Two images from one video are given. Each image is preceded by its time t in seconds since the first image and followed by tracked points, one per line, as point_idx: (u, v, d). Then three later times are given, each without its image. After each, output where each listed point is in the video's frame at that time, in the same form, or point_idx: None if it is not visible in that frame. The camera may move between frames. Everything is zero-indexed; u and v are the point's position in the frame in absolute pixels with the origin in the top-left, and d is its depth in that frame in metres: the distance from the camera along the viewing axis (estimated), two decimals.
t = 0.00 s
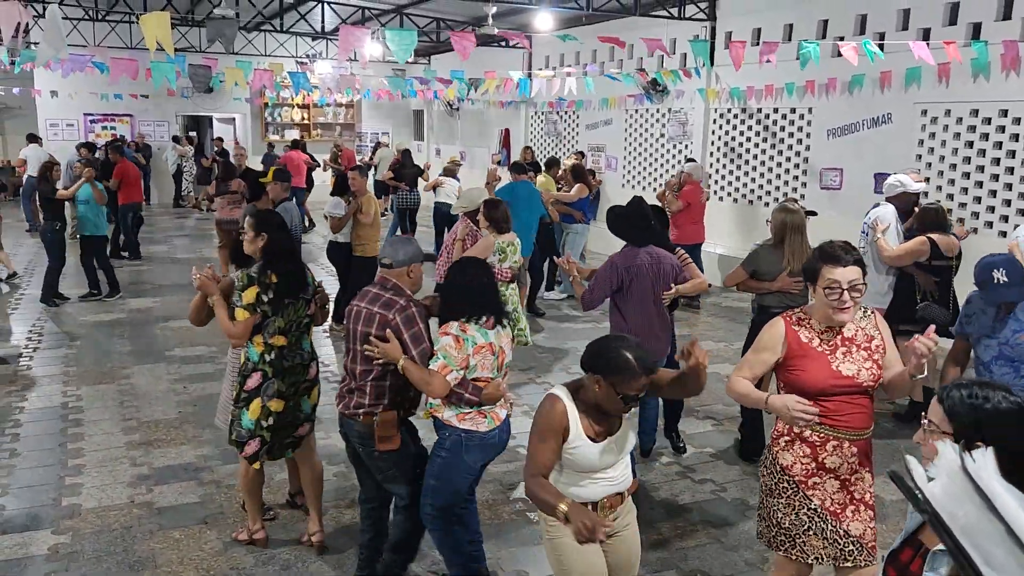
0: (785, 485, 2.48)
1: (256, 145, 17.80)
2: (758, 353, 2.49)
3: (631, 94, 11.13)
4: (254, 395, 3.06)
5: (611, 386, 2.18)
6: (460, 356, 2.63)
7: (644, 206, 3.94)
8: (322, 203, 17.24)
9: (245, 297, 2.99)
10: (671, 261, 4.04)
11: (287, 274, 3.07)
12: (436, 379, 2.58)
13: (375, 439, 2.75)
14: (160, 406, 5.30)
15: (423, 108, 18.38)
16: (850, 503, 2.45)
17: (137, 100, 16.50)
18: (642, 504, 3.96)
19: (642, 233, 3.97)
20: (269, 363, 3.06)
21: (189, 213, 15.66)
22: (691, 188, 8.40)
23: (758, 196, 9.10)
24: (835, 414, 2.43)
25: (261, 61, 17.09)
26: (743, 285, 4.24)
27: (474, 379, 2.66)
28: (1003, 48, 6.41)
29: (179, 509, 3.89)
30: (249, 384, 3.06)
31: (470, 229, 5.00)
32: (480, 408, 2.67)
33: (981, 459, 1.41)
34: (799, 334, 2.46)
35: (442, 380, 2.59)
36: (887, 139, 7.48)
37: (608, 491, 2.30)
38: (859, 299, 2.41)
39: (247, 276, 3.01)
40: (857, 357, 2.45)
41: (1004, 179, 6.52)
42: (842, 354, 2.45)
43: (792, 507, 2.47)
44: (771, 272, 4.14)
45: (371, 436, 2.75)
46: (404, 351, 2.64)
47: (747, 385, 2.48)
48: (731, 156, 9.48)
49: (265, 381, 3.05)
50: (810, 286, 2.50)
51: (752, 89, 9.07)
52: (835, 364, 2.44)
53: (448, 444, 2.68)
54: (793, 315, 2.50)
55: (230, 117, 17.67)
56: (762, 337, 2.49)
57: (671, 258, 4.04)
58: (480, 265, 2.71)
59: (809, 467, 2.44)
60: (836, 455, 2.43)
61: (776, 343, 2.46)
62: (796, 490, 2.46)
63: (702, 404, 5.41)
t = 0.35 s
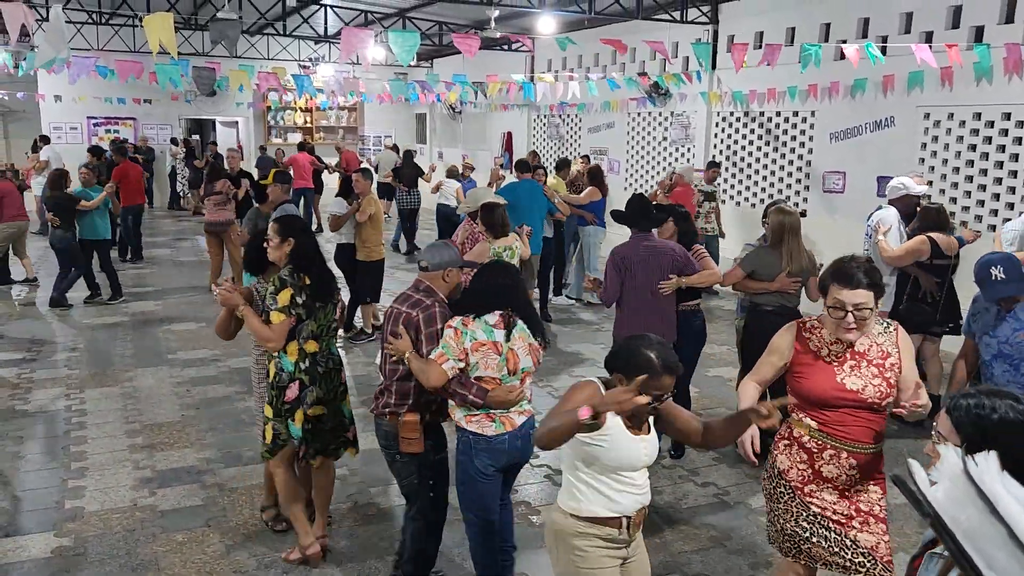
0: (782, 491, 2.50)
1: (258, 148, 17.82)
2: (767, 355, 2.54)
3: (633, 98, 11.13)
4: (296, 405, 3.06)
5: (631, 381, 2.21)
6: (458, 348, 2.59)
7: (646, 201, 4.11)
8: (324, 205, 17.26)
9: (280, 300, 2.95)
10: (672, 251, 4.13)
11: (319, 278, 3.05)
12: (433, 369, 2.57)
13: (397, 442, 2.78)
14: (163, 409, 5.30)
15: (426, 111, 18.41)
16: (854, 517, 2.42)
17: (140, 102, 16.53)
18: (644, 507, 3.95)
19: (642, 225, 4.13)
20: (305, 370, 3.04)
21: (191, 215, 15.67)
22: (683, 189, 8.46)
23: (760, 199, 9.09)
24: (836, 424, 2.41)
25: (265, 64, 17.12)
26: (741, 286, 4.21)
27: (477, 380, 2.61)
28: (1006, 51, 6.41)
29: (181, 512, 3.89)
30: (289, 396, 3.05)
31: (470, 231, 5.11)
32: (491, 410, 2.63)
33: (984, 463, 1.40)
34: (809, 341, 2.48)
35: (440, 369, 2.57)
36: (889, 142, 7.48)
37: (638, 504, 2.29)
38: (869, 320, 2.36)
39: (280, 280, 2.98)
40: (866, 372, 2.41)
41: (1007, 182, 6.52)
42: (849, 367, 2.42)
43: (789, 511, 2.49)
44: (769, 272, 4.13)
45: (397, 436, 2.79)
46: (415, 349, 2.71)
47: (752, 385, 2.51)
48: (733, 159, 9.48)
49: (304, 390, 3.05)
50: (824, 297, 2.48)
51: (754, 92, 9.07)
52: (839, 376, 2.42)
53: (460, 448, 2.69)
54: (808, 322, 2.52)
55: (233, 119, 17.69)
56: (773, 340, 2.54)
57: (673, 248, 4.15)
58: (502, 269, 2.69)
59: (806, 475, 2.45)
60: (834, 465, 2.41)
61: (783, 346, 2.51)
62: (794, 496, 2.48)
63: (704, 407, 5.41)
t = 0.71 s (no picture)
0: (810, 496, 2.47)
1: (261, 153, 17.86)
2: (813, 359, 2.51)
3: (635, 102, 11.14)
4: (321, 409, 3.02)
5: (651, 398, 2.18)
6: (484, 360, 2.59)
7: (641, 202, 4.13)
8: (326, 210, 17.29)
9: (305, 306, 2.93)
10: (664, 253, 4.20)
11: (341, 282, 3.06)
12: (463, 384, 2.55)
13: (426, 439, 2.80)
14: (165, 413, 5.31)
15: (428, 115, 18.45)
16: (883, 529, 2.35)
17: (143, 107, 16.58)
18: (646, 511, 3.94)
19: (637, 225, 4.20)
20: (330, 374, 3.02)
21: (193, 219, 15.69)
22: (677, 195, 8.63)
23: (762, 203, 9.09)
24: (870, 435, 2.36)
25: (267, 69, 17.17)
26: (741, 286, 4.23)
27: (505, 387, 2.63)
28: (1007, 55, 6.41)
29: (184, 515, 3.89)
30: (313, 400, 3.01)
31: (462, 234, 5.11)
32: (517, 410, 2.67)
33: (987, 466, 1.38)
34: (857, 349, 2.41)
35: (471, 383, 2.56)
36: (891, 146, 7.48)
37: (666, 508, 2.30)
38: (910, 336, 2.28)
39: (304, 285, 2.96)
40: (910, 386, 2.33)
41: (1009, 186, 6.51)
42: (893, 379, 2.35)
43: (816, 518, 2.45)
44: (767, 274, 4.16)
45: (427, 433, 2.80)
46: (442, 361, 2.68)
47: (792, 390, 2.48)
48: (735, 163, 9.48)
49: (330, 394, 3.03)
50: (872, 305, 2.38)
51: (756, 96, 9.07)
52: (881, 388, 2.35)
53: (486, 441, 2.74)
54: (859, 329, 2.44)
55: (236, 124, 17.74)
56: (821, 344, 2.50)
57: (665, 250, 4.21)
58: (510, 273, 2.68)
59: (835, 483, 2.41)
60: (865, 475, 2.36)
61: (830, 351, 2.47)
62: (820, 503, 2.44)
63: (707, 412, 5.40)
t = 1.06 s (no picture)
0: (848, 498, 2.42)
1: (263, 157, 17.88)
2: (864, 358, 2.45)
3: (637, 106, 11.15)
4: (339, 422, 3.02)
5: (658, 395, 2.15)
6: (562, 355, 2.74)
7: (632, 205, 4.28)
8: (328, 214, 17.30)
9: (326, 318, 2.91)
10: (656, 252, 4.26)
11: (357, 295, 3.03)
12: (547, 378, 2.67)
13: (473, 439, 2.68)
14: (166, 417, 5.31)
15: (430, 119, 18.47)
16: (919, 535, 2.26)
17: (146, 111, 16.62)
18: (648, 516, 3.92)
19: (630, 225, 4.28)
20: (347, 387, 3.02)
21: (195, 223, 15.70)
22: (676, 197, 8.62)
23: (763, 207, 9.08)
24: (914, 437, 2.31)
25: (269, 73, 17.21)
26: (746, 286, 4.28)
27: (569, 374, 2.80)
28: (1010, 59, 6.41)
29: (185, 519, 3.89)
30: (330, 414, 3.01)
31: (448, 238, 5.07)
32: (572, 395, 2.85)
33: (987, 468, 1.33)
34: (909, 348, 2.36)
35: (552, 380, 2.69)
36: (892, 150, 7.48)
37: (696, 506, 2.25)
38: (960, 337, 2.21)
39: (321, 296, 2.94)
40: (961, 388, 2.27)
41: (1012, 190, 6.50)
42: (942, 380, 2.29)
43: (851, 521, 2.39)
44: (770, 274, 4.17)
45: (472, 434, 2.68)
46: (505, 358, 2.66)
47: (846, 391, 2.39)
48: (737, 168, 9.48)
49: (347, 407, 3.02)
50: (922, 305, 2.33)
51: (758, 100, 9.08)
52: (930, 388, 2.30)
53: (540, 433, 2.82)
54: (911, 327, 2.40)
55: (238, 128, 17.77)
56: (872, 342, 2.45)
57: (656, 249, 4.28)
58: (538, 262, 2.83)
59: (874, 485, 2.37)
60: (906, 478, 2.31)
61: (880, 349, 2.42)
62: (857, 504, 2.39)
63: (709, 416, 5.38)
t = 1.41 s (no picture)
0: (862, 507, 2.40)
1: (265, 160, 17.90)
2: (878, 357, 2.45)
3: (639, 109, 11.14)
4: (299, 429, 2.96)
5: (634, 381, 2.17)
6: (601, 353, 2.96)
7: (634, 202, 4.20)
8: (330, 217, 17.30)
9: (270, 321, 2.88)
10: (661, 255, 4.31)
11: (322, 302, 2.96)
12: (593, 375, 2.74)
13: (507, 435, 2.72)
14: (168, 420, 5.31)
15: (432, 123, 18.47)
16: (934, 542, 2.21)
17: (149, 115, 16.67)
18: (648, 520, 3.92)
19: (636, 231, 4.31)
20: (307, 394, 2.96)
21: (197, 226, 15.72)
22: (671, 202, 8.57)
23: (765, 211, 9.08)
24: (925, 441, 2.31)
25: (271, 76, 17.24)
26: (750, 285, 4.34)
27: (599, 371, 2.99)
28: (1013, 62, 6.40)
29: (187, 522, 3.89)
30: (289, 420, 2.95)
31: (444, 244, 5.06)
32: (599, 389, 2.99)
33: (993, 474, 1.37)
34: (924, 347, 2.36)
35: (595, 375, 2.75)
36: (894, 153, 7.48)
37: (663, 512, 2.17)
38: (975, 339, 2.20)
39: (276, 300, 2.92)
40: (973, 392, 2.27)
41: (1014, 194, 6.50)
42: (955, 382, 2.29)
43: (866, 531, 2.36)
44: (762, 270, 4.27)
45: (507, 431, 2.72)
46: (549, 357, 2.68)
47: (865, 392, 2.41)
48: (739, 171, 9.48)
49: (306, 414, 2.96)
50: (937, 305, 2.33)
51: (759, 104, 9.08)
52: (942, 390, 2.30)
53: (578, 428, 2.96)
54: (927, 327, 2.39)
55: (241, 131, 17.80)
56: (887, 342, 2.44)
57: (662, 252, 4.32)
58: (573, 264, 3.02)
59: (887, 493, 2.35)
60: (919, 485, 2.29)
61: (894, 348, 2.41)
62: (871, 513, 2.37)
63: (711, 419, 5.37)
